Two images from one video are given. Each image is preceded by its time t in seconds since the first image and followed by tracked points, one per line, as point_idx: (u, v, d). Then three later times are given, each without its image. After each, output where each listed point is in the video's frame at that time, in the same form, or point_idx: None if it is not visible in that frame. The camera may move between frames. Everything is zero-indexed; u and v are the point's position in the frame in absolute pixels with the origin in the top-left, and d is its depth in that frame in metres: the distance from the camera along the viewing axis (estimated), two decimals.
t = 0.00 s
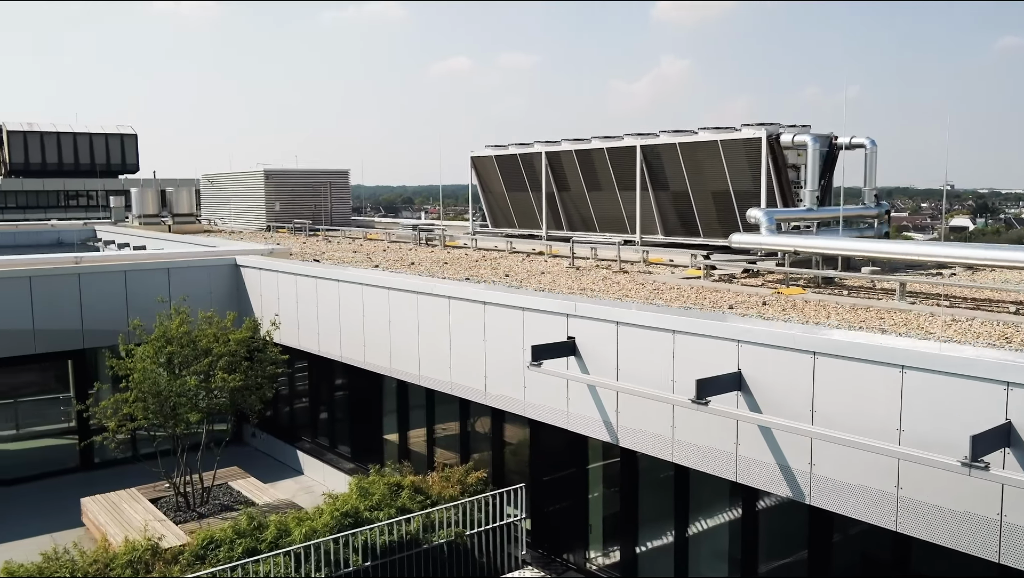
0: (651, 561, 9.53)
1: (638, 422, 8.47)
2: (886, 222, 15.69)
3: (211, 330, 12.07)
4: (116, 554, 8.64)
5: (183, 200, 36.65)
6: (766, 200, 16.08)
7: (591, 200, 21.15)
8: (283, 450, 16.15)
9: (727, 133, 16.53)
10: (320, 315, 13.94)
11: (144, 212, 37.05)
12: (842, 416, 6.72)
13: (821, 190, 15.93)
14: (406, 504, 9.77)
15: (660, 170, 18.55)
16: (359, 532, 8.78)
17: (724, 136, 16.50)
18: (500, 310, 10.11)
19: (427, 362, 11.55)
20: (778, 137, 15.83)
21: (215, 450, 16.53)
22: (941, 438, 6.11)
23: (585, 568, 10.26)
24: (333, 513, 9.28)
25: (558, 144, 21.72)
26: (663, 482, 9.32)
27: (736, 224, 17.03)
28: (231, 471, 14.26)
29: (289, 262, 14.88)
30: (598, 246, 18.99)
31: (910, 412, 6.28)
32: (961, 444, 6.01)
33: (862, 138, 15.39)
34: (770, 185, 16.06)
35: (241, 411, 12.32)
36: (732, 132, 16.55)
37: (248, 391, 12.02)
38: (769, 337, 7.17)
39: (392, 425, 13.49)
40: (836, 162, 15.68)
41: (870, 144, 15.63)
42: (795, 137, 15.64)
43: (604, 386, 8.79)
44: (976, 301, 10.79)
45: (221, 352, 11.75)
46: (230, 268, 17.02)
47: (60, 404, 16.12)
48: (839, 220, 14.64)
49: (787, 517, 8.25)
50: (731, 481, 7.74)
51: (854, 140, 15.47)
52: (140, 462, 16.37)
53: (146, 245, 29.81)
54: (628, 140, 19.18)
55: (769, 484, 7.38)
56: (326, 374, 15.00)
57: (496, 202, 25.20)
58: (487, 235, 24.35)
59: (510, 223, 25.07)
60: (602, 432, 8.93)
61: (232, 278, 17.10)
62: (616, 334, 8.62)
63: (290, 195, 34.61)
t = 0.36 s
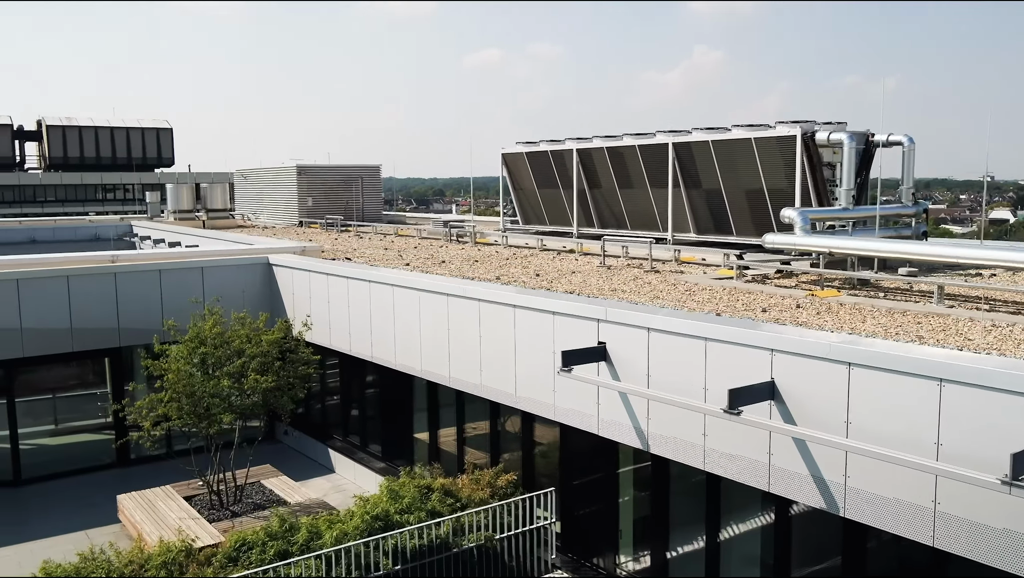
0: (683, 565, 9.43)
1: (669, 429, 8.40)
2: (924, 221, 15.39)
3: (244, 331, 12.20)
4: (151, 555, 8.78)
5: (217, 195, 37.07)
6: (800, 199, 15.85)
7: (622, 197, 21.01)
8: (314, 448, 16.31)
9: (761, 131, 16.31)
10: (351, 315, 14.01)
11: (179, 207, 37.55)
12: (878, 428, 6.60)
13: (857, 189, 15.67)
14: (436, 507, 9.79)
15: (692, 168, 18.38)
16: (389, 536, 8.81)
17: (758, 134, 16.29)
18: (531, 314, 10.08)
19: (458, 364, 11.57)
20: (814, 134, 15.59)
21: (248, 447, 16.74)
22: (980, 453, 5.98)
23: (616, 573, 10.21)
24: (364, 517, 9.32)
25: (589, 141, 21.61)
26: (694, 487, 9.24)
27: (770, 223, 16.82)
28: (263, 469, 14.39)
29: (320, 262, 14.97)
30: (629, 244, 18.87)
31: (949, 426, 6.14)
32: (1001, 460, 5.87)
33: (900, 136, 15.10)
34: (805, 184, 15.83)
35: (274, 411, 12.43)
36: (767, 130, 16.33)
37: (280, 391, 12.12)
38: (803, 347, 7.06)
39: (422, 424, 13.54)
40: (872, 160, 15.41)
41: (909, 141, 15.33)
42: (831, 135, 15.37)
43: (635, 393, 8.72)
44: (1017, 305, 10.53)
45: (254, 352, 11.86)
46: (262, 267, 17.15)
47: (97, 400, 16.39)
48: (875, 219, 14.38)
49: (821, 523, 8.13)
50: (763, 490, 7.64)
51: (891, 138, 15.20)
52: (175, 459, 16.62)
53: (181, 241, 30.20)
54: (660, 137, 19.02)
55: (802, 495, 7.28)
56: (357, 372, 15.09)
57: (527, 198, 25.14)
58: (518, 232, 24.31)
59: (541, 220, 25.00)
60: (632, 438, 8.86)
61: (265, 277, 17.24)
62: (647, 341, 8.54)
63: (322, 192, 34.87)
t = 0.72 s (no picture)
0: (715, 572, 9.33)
1: (701, 437, 8.29)
2: (964, 222, 15.04)
3: (276, 332, 12.30)
4: (184, 557, 8.89)
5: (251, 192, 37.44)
6: (836, 199, 15.58)
7: (654, 195, 20.82)
8: (346, 447, 16.43)
9: (796, 129, 16.06)
10: (382, 316, 14.06)
11: (214, 204, 38.00)
12: (915, 442, 6.45)
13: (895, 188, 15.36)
14: (466, 513, 9.79)
15: (726, 166, 18.16)
16: (419, 542, 8.80)
17: (793, 133, 16.05)
18: (562, 319, 10.02)
19: (488, 368, 11.55)
20: (850, 134, 15.28)
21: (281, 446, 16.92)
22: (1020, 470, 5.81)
23: None
24: (394, 522, 9.33)
25: (621, 139, 21.45)
26: (726, 493, 9.06)
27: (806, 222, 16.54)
28: (296, 469, 14.50)
29: (352, 262, 15.03)
30: (662, 243, 18.72)
31: (988, 443, 5.98)
32: None
33: (940, 134, 14.78)
34: (840, 183, 15.55)
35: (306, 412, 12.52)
36: (801, 129, 16.11)
37: (312, 392, 12.22)
38: (839, 358, 6.92)
39: (452, 424, 13.56)
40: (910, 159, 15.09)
41: (949, 139, 14.99)
42: (868, 135, 15.02)
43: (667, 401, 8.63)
44: None
45: (287, 354, 11.96)
46: (294, 267, 17.28)
47: (133, 397, 16.68)
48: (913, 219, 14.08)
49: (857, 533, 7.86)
50: (796, 502, 7.52)
51: (931, 136, 14.87)
52: (209, 456, 16.84)
53: (215, 238, 30.56)
54: (693, 135, 18.81)
55: (836, 509, 7.15)
56: (388, 372, 15.14)
57: (558, 196, 25.01)
58: (549, 231, 24.23)
59: (572, 218, 24.87)
60: (664, 446, 8.78)
61: (297, 277, 17.36)
62: (679, 349, 8.45)
63: (354, 189, 35.06)
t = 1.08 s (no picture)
0: None
1: (733, 447, 8.22)
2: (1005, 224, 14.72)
3: (309, 334, 12.42)
4: (218, 558, 9.03)
5: (285, 189, 37.79)
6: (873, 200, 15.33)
7: (688, 194, 20.63)
8: (378, 446, 16.57)
9: (832, 129, 15.82)
10: (414, 317, 14.12)
11: (249, 200, 38.44)
12: (952, 458, 6.33)
13: (934, 189, 15.07)
14: (496, 518, 9.80)
15: (760, 165, 17.95)
16: (449, 547, 8.83)
17: (829, 133, 15.80)
18: (593, 325, 9.98)
19: (519, 372, 11.56)
20: (888, 134, 15.02)
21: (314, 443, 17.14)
22: None
23: None
24: (424, 527, 9.37)
25: (654, 137, 21.29)
26: (759, 501, 8.97)
27: (842, 223, 16.29)
28: (328, 468, 14.64)
29: (383, 263, 15.11)
30: (694, 243, 18.56)
31: None
32: None
33: (981, 134, 14.46)
34: (877, 184, 15.30)
35: (339, 413, 12.63)
36: (838, 128, 15.86)
37: (344, 394, 12.32)
38: (874, 370, 6.81)
39: (482, 424, 13.59)
40: (950, 159, 14.79)
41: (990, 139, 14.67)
42: (907, 134, 14.70)
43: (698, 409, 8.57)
44: None
45: (320, 356, 12.07)
46: (327, 267, 17.42)
47: (170, 394, 17.01)
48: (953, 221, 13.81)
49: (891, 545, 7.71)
50: (830, 515, 7.43)
51: (972, 136, 14.56)
52: (244, 454, 17.09)
53: (250, 235, 30.92)
54: (727, 134, 18.62)
55: (870, 523, 7.05)
56: (419, 372, 15.21)
57: (590, 195, 24.89)
58: (581, 230, 24.14)
59: (604, 217, 24.75)
60: (695, 454, 8.72)
61: (329, 277, 17.50)
62: (711, 357, 8.37)
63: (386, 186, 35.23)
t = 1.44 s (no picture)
0: None
1: (767, 456, 8.15)
2: None
3: (343, 336, 12.53)
4: (253, 560, 9.18)
5: (318, 186, 38.21)
6: (911, 202, 15.08)
7: (722, 195, 20.45)
8: (410, 446, 16.70)
9: (870, 129, 15.59)
10: (446, 319, 14.18)
11: (283, 198, 38.87)
12: (991, 473, 6.22)
13: (974, 190, 14.78)
14: (527, 523, 9.83)
15: (796, 165, 17.74)
16: (480, 552, 8.87)
17: (866, 133, 15.58)
18: (625, 330, 9.95)
19: (550, 375, 11.56)
20: (927, 134, 14.80)
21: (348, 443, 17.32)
22: None
23: None
24: (456, 531, 9.42)
25: (688, 137, 21.14)
26: (792, 509, 8.86)
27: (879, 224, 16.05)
28: (360, 468, 14.77)
29: (416, 264, 15.20)
30: (728, 244, 18.40)
31: None
32: None
33: None
34: (916, 185, 15.05)
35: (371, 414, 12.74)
36: (876, 128, 15.64)
37: (376, 396, 12.42)
38: (911, 383, 6.71)
39: (514, 424, 13.63)
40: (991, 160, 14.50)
41: None
42: (946, 135, 14.44)
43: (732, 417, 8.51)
44: None
45: (353, 358, 12.18)
46: (360, 268, 17.55)
47: (206, 392, 17.29)
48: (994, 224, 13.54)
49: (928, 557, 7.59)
50: (865, 527, 7.34)
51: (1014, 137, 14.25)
52: (278, 452, 17.32)
53: (284, 233, 31.27)
54: (762, 134, 18.43)
55: (905, 536, 6.95)
56: (451, 372, 15.27)
57: (623, 194, 24.78)
58: (614, 229, 24.07)
59: (637, 217, 24.63)
60: (728, 463, 8.66)
61: (362, 278, 17.64)
62: (744, 365, 8.31)
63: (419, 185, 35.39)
